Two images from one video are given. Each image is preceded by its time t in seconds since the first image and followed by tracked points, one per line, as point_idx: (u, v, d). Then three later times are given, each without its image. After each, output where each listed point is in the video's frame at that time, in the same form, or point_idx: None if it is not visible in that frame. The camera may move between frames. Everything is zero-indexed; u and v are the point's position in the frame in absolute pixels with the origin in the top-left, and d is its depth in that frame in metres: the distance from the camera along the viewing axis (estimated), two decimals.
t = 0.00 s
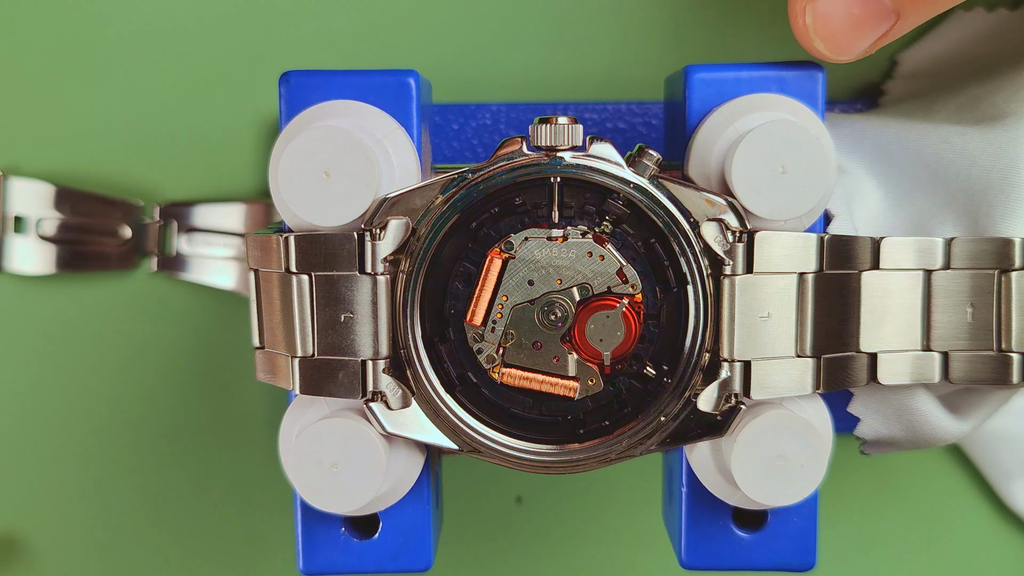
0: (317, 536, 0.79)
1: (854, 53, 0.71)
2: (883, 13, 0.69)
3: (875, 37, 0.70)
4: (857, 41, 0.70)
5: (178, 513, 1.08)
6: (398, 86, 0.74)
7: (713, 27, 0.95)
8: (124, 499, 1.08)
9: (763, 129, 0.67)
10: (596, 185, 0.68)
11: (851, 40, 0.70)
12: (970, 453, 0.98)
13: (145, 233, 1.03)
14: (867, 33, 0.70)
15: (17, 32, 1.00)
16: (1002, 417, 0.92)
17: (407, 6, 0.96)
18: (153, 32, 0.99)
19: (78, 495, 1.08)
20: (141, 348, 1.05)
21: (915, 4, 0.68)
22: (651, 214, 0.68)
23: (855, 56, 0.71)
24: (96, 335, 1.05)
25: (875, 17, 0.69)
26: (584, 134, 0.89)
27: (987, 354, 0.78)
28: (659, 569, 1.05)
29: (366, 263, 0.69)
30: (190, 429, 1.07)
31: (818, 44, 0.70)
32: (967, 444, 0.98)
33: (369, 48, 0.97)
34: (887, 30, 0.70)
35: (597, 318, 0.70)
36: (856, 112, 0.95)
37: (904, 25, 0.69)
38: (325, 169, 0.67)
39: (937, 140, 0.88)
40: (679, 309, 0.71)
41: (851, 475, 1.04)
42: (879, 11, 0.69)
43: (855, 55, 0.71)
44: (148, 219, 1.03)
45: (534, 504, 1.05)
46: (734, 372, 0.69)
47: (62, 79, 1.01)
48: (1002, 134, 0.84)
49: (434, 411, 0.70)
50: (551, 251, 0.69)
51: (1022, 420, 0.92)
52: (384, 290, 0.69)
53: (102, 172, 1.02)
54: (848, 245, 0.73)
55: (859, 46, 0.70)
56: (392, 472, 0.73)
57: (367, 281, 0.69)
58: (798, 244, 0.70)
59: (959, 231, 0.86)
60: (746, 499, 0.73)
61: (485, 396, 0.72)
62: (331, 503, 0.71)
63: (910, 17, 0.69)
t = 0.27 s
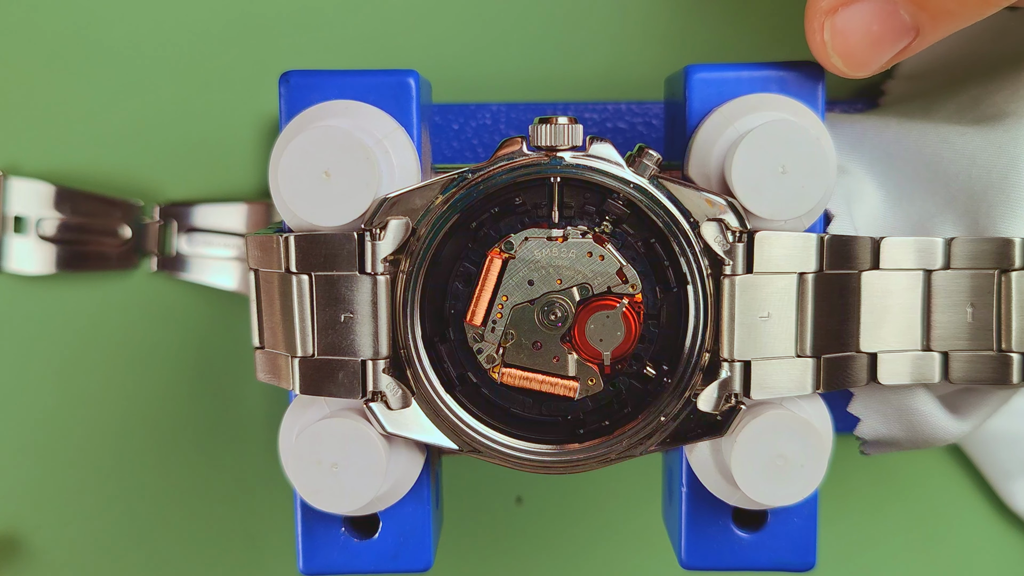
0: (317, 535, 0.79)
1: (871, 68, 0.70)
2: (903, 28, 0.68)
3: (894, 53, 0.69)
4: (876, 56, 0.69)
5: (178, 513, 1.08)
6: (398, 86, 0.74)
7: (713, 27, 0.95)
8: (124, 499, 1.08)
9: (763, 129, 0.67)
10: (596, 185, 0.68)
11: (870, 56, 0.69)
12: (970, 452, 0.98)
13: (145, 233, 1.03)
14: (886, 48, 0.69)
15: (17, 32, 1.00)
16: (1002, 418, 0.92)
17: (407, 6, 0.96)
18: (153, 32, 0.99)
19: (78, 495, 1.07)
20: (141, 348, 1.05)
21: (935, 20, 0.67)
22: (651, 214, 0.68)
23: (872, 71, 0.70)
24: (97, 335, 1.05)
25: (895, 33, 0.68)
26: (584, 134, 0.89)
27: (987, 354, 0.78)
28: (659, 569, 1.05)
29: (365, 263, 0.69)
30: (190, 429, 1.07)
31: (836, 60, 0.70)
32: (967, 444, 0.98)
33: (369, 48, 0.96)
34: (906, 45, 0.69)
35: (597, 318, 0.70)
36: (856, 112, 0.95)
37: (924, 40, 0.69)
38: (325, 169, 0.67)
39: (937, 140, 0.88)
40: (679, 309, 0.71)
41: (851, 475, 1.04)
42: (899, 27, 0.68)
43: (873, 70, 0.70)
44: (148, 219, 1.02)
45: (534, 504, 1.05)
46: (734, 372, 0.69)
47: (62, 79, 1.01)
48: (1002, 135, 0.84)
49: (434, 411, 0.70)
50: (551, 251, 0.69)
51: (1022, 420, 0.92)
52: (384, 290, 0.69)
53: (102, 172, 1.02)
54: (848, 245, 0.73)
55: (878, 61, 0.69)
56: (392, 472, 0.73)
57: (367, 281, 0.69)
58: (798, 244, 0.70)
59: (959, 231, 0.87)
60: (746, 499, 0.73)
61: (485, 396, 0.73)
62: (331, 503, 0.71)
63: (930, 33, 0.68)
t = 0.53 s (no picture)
0: (317, 535, 0.79)
1: (872, 69, 0.70)
2: (904, 31, 0.68)
3: (895, 54, 0.69)
4: (877, 58, 0.69)
5: (178, 513, 1.08)
6: (398, 86, 0.74)
7: (713, 27, 0.95)
8: (124, 499, 1.08)
9: (763, 129, 0.67)
10: (596, 185, 0.68)
11: (872, 58, 0.69)
12: (970, 452, 0.98)
13: (145, 233, 1.02)
14: (887, 51, 0.69)
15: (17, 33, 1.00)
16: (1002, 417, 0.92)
17: (407, 6, 0.96)
18: (153, 32, 0.99)
19: (78, 495, 1.08)
20: (141, 348, 1.05)
21: (937, 22, 0.67)
22: (651, 214, 0.68)
23: (873, 72, 0.71)
24: (97, 335, 1.05)
25: (896, 36, 0.68)
26: (584, 134, 0.89)
27: (987, 354, 0.78)
28: (659, 568, 1.05)
29: (365, 263, 0.69)
30: (190, 429, 1.07)
31: (837, 62, 0.70)
32: (967, 444, 0.98)
33: (368, 48, 0.97)
34: (907, 47, 0.69)
35: (597, 318, 0.70)
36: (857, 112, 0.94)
37: (925, 41, 0.69)
38: (325, 169, 0.67)
39: (937, 140, 0.88)
40: (679, 309, 0.71)
41: (851, 475, 1.04)
42: (901, 29, 0.68)
43: (874, 71, 0.70)
44: (148, 219, 1.02)
45: (534, 504, 1.05)
46: (734, 372, 0.69)
47: (62, 79, 1.01)
48: (1002, 135, 0.84)
49: (434, 411, 0.70)
50: (551, 251, 0.69)
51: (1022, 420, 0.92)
52: (384, 290, 0.69)
53: (102, 173, 1.02)
54: (848, 245, 0.73)
55: (879, 63, 0.69)
56: (392, 472, 0.73)
57: (367, 281, 0.69)
58: (798, 244, 0.70)
59: (959, 231, 0.87)
60: (746, 499, 0.73)
61: (485, 396, 0.73)
62: (331, 503, 0.71)
63: (931, 35, 0.68)
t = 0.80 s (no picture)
0: (317, 535, 0.79)
1: (879, 76, 0.70)
2: (912, 37, 0.68)
3: (902, 61, 0.69)
4: (885, 65, 0.69)
5: (177, 513, 1.08)
6: (398, 86, 0.74)
7: (713, 27, 0.95)
8: (124, 499, 1.08)
9: (763, 129, 0.67)
10: (596, 185, 0.68)
11: (879, 64, 0.69)
12: (970, 452, 0.98)
13: (145, 233, 1.02)
14: (895, 57, 0.69)
15: (17, 33, 1.00)
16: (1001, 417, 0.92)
17: (406, 6, 0.96)
18: (153, 32, 0.99)
19: (78, 495, 1.07)
20: (141, 348, 1.05)
21: (945, 29, 0.67)
22: (651, 214, 0.68)
23: (879, 79, 0.71)
24: (97, 335, 1.05)
25: (904, 42, 0.68)
26: (584, 134, 0.89)
27: (987, 354, 0.78)
28: (659, 568, 1.05)
29: (365, 263, 0.69)
30: (190, 429, 1.07)
31: (844, 68, 0.70)
32: (966, 444, 0.98)
33: (369, 48, 0.97)
34: (915, 53, 0.69)
35: (597, 318, 0.70)
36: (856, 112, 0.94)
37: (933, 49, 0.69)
38: (326, 169, 0.67)
39: (937, 140, 0.88)
40: (679, 309, 0.71)
41: (851, 475, 1.04)
42: (908, 36, 0.68)
43: (880, 78, 0.70)
44: (148, 219, 1.02)
45: (534, 504, 1.05)
46: (735, 372, 0.69)
47: (62, 79, 1.01)
48: (1002, 135, 0.84)
49: (434, 411, 0.70)
50: (551, 251, 0.69)
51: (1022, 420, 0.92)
52: (384, 290, 0.69)
53: (102, 173, 1.02)
54: (848, 245, 0.73)
55: (885, 70, 0.69)
56: (392, 472, 0.73)
57: (367, 281, 0.69)
58: (798, 244, 0.70)
59: (959, 231, 0.87)
60: (746, 500, 0.73)
61: (485, 396, 0.72)
62: (331, 503, 0.71)
63: (939, 42, 0.68)
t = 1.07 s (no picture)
0: (317, 535, 0.79)
1: (879, 78, 0.70)
2: (911, 39, 0.68)
3: (902, 63, 0.69)
4: (884, 67, 0.69)
5: (177, 513, 1.08)
6: (398, 86, 0.74)
7: (713, 27, 0.95)
8: (124, 499, 1.08)
9: (763, 129, 0.67)
10: (596, 185, 0.68)
11: (878, 66, 0.69)
12: (970, 452, 0.98)
13: (145, 233, 1.02)
14: (894, 60, 0.69)
15: (17, 33, 1.00)
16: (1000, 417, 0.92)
17: (406, 6, 0.96)
18: (153, 32, 0.99)
19: (78, 495, 1.08)
20: (141, 348, 1.05)
21: (944, 31, 0.67)
22: (651, 214, 0.68)
23: (879, 80, 0.71)
24: (97, 335, 1.05)
25: (904, 44, 0.68)
26: (584, 134, 0.89)
27: (987, 354, 0.78)
28: (659, 568, 1.05)
29: (365, 263, 0.69)
30: (190, 429, 1.07)
31: (843, 70, 0.70)
32: (966, 444, 0.98)
33: (369, 48, 0.97)
34: (914, 55, 0.69)
35: (597, 318, 0.70)
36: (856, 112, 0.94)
37: (932, 51, 0.69)
38: (325, 169, 0.67)
39: (937, 140, 0.88)
40: (679, 309, 0.71)
41: (851, 475, 1.04)
42: (908, 38, 0.68)
43: (880, 80, 0.70)
44: (148, 219, 1.02)
45: (534, 504, 1.05)
46: (734, 372, 0.69)
47: (62, 79, 1.01)
48: (1002, 135, 0.84)
49: (434, 411, 0.70)
50: (551, 251, 0.69)
51: (1022, 420, 0.92)
52: (384, 290, 0.69)
53: (102, 172, 1.02)
54: (848, 245, 0.73)
55: (885, 72, 0.69)
56: (392, 472, 0.73)
57: (367, 281, 0.69)
58: (798, 244, 0.70)
59: (959, 231, 0.87)
60: (746, 500, 0.73)
61: (485, 396, 0.72)
62: (331, 503, 0.71)
63: (938, 44, 0.68)
